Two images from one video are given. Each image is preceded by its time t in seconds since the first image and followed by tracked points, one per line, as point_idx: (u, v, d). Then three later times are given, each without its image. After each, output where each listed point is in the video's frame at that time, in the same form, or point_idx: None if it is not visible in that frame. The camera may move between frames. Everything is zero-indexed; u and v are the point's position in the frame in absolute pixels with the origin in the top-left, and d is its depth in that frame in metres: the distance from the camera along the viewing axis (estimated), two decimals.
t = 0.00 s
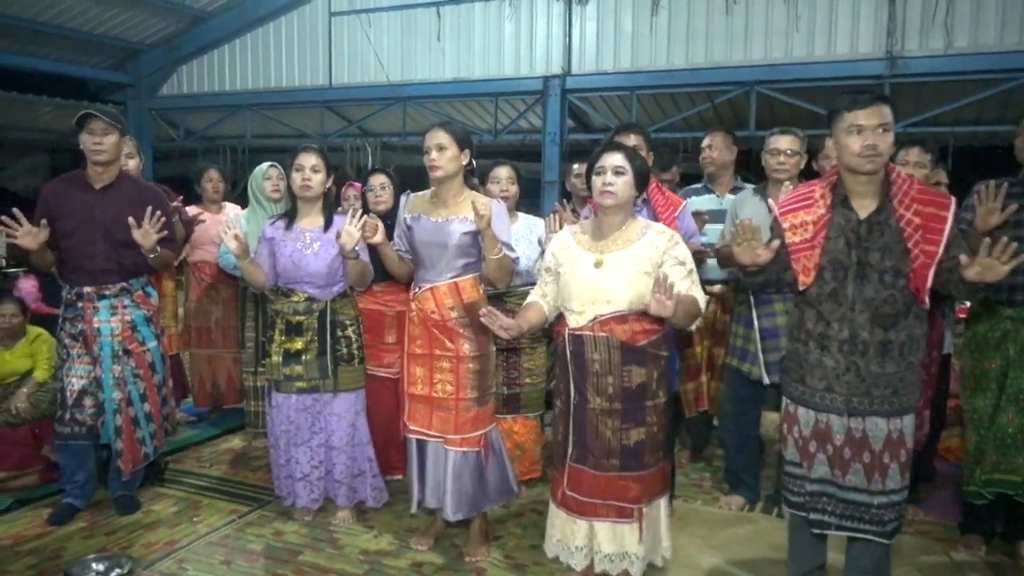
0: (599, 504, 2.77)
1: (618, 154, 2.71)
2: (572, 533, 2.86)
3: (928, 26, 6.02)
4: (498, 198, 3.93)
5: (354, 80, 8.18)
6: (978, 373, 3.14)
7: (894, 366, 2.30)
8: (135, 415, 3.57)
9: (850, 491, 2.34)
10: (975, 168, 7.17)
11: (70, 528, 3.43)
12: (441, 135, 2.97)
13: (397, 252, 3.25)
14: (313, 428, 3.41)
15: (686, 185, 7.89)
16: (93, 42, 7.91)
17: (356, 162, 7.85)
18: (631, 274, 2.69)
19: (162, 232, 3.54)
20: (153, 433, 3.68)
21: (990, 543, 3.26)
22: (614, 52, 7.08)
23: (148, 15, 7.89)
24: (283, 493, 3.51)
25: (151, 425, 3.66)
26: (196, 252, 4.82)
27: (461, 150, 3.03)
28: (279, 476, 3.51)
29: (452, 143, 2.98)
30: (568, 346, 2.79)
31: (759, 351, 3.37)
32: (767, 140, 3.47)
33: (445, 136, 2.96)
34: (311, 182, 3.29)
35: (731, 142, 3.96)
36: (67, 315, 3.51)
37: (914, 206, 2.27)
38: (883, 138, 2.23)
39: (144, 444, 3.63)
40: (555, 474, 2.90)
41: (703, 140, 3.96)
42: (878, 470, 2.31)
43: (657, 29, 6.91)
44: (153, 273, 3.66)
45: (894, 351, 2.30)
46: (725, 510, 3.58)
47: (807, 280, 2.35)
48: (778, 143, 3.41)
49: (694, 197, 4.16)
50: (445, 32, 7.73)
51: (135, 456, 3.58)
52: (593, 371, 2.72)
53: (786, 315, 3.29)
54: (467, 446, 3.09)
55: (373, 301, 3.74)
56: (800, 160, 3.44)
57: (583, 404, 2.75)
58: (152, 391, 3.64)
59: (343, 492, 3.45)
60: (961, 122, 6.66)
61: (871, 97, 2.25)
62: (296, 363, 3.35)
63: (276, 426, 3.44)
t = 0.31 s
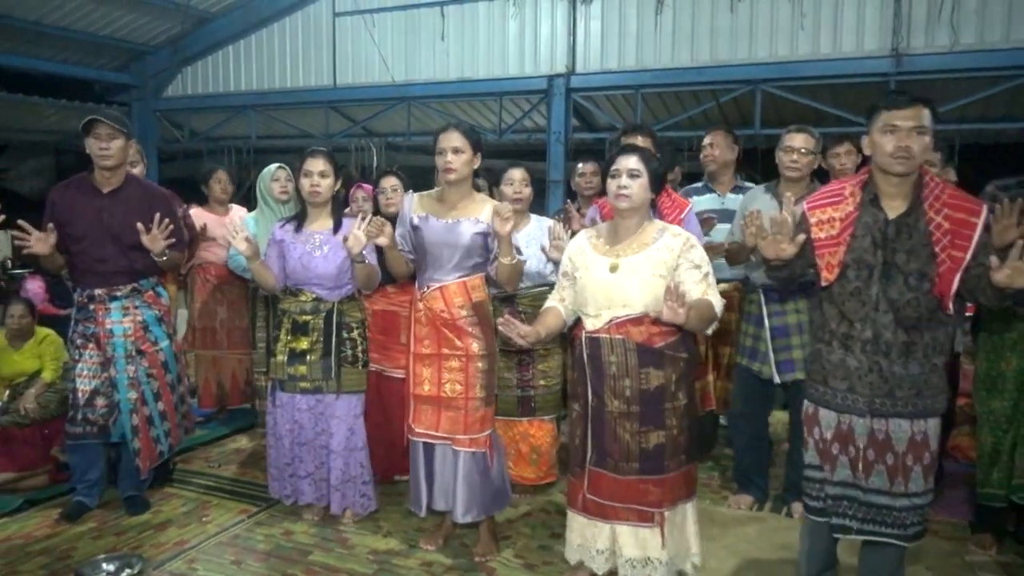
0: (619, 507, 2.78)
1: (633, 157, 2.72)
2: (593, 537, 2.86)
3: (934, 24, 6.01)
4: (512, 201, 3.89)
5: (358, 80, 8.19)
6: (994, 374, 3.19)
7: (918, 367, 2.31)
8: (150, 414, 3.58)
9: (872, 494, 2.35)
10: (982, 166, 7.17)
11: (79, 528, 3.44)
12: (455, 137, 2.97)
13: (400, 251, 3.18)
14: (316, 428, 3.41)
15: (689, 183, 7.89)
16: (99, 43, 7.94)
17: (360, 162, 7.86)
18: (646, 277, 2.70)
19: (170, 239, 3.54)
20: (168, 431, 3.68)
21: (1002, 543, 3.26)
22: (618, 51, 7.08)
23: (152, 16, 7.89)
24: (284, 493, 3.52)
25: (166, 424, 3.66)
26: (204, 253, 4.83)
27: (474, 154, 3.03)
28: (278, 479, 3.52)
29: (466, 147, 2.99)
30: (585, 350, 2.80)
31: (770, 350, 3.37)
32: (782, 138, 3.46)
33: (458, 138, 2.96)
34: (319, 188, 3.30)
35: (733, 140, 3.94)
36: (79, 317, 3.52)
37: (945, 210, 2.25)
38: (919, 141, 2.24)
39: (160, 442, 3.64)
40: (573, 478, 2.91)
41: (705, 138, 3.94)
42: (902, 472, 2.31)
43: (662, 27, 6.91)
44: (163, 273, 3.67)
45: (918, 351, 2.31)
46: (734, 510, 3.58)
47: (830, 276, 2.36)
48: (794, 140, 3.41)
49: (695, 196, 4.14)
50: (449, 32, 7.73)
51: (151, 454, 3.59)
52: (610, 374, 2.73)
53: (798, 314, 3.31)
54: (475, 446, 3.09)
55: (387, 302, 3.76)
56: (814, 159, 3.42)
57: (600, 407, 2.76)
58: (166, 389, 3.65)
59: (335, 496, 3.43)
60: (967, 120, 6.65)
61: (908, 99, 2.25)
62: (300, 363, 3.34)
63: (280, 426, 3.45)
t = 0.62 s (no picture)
0: (632, 507, 2.78)
1: (646, 157, 2.72)
2: (603, 536, 2.85)
3: (945, 24, 5.99)
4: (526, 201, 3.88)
5: (366, 79, 8.20)
6: (1010, 377, 3.18)
7: (933, 369, 2.29)
8: (161, 412, 3.60)
9: (884, 496, 2.35)
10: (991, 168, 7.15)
11: (91, 527, 3.44)
12: (469, 140, 2.97)
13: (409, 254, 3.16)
14: (327, 428, 3.41)
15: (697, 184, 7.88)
16: (107, 43, 7.96)
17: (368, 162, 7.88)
18: (660, 278, 2.70)
19: (180, 235, 3.57)
20: (179, 428, 3.69)
21: (1014, 545, 3.25)
22: (627, 50, 7.07)
23: (160, 15, 7.91)
24: (293, 490, 3.54)
25: (176, 421, 3.68)
26: (214, 252, 4.84)
27: (486, 157, 3.04)
28: (285, 475, 3.56)
29: (479, 150, 2.99)
30: (598, 349, 2.80)
31: (784, 351, 3.36)
32: (800, 138, 3.45)
33: (472, 142, 2.96)
34: (333, 189, 3.32)
35: (743, 142, 3.93)
36: (87, 315, 3.53)
37: (965, 213, 2.24)
38: (938, 142, 2.23)
39: (171, 439, 3.65)
40: (585, 478, 2.90)
41: (716, 139, 3.93)
42: (915, 475, 2.31)
43: (671, 27, 6.90)
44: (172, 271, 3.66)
45: (933, 352, 2.30)
46: (745, 511, 3.58)
47: (844, 273, 2.38)
48: (809, 141, 3.40)
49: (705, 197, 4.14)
50: (457, 31, 7.74)
51: (162, 452, 3.61)
52: (623, 375, 2.73)
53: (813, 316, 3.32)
54: (479, 449, 3.06)
55: (398, 302, 3.81)
56: (829, 159, 3.42)
57: (613, 408, 2.76)
58: (176, 388, 3.67)
59: (342, 498, 3.42)
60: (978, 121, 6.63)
61: (924, 102, 2.24)
62: (313, 362, 3.37)
63: (291, 423, 3.47)
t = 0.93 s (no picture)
0: (641, 504, 2.77)
1: (662, 155, 2.72)
2: (614, 532, 2.86)
3: (957, 21, 5.98)
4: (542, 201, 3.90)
5: (376, 80, 8.21)
6: None
7: (940, 367, 2.28)
8: (164, 415, 3.59)
9: (886, 489, 2.36)
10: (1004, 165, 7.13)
11: (112, 528, 3.47)
12: (482, 135, 2.96)
13: (426, 253, 3.22)
14: (353, 428, 3.44)
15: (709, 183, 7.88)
16: (117, 45, 8.00)
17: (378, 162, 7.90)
18: (673, 275, 2.69)
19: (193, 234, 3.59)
20: (182, 432, 3.68)
21: None
22: (637, 49, 7.06)
23: (170, 17, 7.94)
24: (319, 489, 3.57)
25: (181, 425, 3.67)
26: (229, 252, 4.85)
27: (500, 153, 3.03)
28: (314, 476, 3.57)
29: (492, 144, 2.98)
30: (609, 347, 2.78)
31: (805, 351, 3.37)
32: (818, 136, 3.45)
33: (485, 136, 2.96)
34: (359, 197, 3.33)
35: (767, 140, 3.93)
36: (96, 315, 3.52)
37: (978, 213, 2.20)
38: (946, 143, 2.21)
39: (173, 443, 3.64)
40: (596, 475, 2.90)
41: (738, 137, 3.92)
42: (917, 471, 2.31)
43: (681, 26, 6.89)
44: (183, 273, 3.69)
45: (940, 351, 2.28)
46: (764, 511, 3.59)
47: (852, 266, 2.41)
48: (829, 139, 3.40)
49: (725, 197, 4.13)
50: (467, 32, 7.74)
51: (165, 455, 3.61)
52: (636, 373, 2.72)
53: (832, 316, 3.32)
54: (506, 446, 3.08)
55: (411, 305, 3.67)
56: (849, 157, 3.42)
57: (625, 406, 2.75)
58: (181, 391, 3.67)
59: (378, 494, 3.48)
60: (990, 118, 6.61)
61: (937, 99, 2.23)
62: (339, 362, 3.40)
63: (318, 422, 3.50)
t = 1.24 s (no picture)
0: (654, 503, 2.74)
1: (673, 153, 2.69)
2: (627, 532, 2.81)
3: (970, 18, 5.95)
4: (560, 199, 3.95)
5: (386, 80, 8.23)
6: None
7: (945, 365, 2.27)
8: (171, 416, 3.56)
9: (892, 485, 2.36)
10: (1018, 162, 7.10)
11: (133, 527, 3.49)
12: (501, 135, 2.97)
13: (446, 255, 3.24)
14: (374, 427, 3.46)
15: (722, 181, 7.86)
16: (129, 47, 8.03)
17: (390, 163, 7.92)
18: (686, 273, 2.65)
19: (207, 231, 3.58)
20: (187, 435, 3.64)
21: None
22: (648, 48, 7.05)
23: (181, 19, 7.96)
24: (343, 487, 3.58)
25: (186, 427, 3.63)
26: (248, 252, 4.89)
27: (519, 153, 3.03)
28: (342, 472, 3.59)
29: (511, 144, 2.98)
30: (623, 347, 2.76)
31: (825, 351, 3.37)
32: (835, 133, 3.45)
33: (504, 136, 2.96)
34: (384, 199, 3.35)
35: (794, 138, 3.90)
36: (107, 313, 3.51)
37: (985, 217, 2.19)
38: (950, 152, 2.18)
39: (179, 445, 3.60)
40: (610, 474, 2.86)
41: (765, 134, 3.89)
42: (922, 468, 2.31)
43: (692, 24, 6.87)
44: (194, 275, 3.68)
45: (944, 351, 2.27)
46: (783, 511, 3.59)
47: (857, 263, 2.39)
48: (845, 136, 3.40)
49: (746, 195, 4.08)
50: (477, 32, 7.74)
51: (169, 457, 3.57)
52: (650, 372, 2.69)
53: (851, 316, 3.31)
54: (524, 446, 3.08)
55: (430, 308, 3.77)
56: (868, 155, 3.41)
57: (640, 405, 2.72)
58: (189, 392, 3.63)
59: (401, 492, 3.48)
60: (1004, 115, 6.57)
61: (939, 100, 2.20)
62: (361, 362, 3.43)
63: (342, 421, 3.52)
